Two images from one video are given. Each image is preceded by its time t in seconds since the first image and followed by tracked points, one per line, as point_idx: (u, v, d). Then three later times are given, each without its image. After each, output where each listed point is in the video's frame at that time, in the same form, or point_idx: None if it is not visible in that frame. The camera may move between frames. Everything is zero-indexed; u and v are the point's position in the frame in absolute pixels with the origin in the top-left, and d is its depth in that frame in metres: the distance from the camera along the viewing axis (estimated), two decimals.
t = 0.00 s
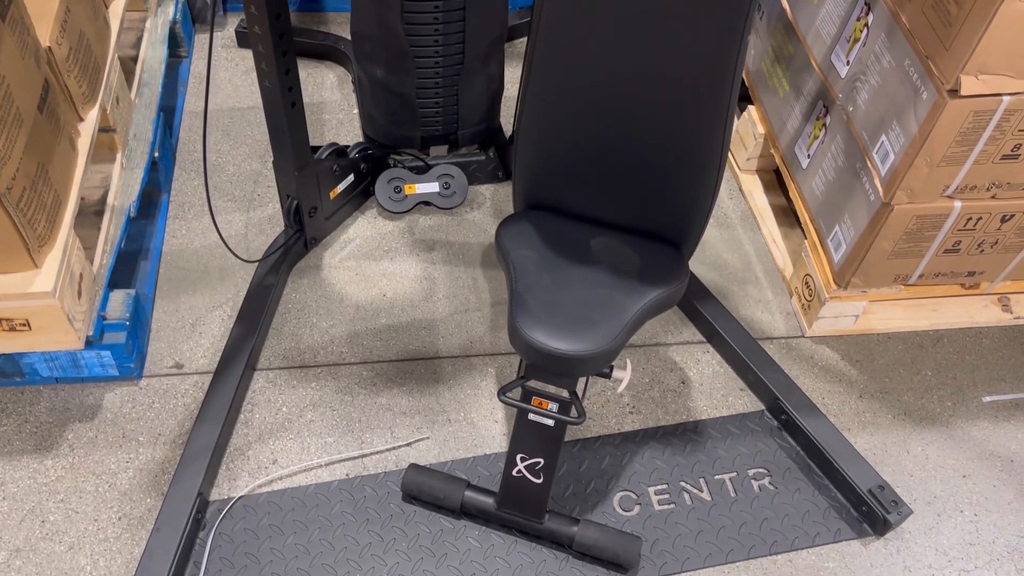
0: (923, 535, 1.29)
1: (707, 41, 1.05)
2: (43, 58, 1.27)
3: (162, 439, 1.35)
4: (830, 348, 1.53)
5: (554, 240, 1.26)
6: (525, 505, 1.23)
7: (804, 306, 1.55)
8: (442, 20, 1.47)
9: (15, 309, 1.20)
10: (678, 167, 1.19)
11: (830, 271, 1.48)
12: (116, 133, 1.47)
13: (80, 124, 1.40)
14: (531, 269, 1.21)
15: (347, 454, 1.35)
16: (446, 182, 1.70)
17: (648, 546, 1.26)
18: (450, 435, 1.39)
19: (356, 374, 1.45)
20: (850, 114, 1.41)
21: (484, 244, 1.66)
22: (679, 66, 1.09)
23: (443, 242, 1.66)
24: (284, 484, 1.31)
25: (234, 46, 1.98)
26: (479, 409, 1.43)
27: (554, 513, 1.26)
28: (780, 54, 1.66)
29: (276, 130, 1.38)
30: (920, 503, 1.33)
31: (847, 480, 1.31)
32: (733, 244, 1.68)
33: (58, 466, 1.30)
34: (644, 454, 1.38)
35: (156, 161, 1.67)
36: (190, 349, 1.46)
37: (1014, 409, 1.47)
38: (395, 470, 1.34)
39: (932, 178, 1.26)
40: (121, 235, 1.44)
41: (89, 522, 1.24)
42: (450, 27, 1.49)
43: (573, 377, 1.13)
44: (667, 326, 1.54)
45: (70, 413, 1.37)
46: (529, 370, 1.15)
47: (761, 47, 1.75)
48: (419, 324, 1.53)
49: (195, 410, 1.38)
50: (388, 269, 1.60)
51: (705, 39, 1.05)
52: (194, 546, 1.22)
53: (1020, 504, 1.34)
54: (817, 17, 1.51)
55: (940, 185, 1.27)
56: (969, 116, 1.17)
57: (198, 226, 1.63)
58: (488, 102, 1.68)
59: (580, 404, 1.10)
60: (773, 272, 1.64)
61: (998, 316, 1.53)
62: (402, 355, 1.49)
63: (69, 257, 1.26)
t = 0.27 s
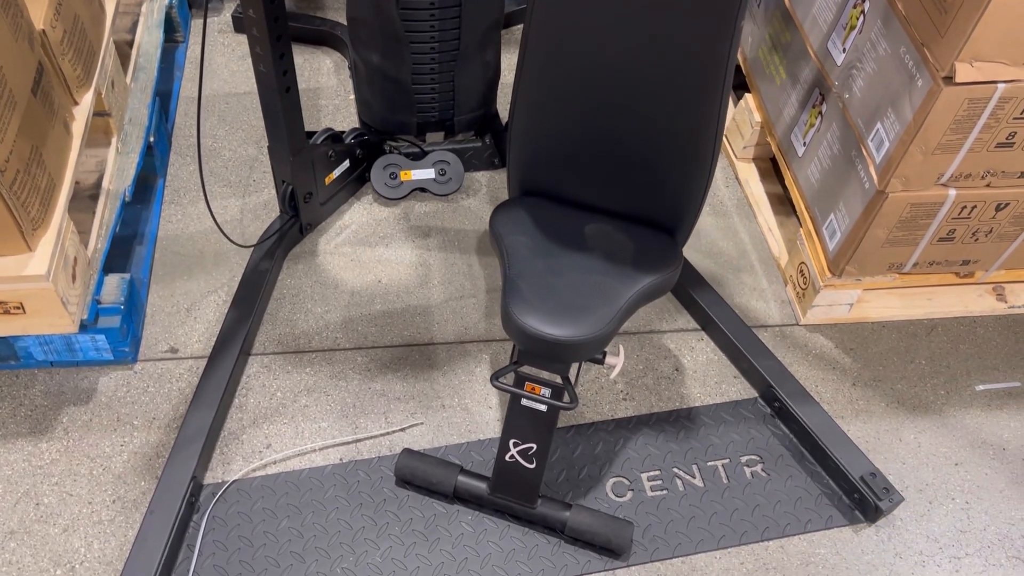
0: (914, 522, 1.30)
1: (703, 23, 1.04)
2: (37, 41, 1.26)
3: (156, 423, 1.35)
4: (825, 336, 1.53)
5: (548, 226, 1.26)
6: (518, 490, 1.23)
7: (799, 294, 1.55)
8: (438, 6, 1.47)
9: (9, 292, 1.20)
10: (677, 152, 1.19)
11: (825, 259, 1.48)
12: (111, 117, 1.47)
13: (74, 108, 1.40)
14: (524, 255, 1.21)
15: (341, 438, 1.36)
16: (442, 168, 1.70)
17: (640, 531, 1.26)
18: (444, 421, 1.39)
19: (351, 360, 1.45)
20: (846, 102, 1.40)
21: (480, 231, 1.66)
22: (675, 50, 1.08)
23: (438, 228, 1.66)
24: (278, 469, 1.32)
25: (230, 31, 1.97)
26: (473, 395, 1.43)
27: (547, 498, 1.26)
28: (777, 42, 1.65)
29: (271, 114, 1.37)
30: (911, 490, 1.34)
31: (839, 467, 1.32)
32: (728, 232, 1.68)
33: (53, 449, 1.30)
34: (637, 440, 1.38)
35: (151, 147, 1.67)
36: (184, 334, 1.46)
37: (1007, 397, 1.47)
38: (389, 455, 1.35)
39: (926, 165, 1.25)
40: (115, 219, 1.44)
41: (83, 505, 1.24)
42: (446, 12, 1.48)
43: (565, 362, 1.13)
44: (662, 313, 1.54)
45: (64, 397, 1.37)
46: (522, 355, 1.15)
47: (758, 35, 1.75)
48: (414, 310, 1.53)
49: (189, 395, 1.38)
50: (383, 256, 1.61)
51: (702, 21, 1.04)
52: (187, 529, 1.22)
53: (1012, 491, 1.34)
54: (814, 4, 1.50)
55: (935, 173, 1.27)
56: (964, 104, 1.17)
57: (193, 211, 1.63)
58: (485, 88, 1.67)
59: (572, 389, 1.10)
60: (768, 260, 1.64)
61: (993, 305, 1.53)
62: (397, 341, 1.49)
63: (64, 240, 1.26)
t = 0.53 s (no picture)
0: (906, 515, 1.30)
1: (697, 13, 1.03)
2: (30, 31, 1.26)
3: (149, 414, 1.35)
4: (818, 330, 1.53)
5: (540, 218, 1.26)
6: (509, 482, 1.23)
7: (792, 288, 1.55)
8: None
9: (2, 283, 1.20)
10: (671, 144, 1.18)
11: (818, 253, 1.48)
12: (105, 109, 1.47)
13: (68, 99, 1.40)
14: (517, 246, 1.21)
15: (334, 430, 1.36)
16: (436, 161, 1.70)
17: (631, 523, 1.26)
18: (437, 413, 1.39)
19: (344, 352, 1.46)
20: (840, 95, 1.40)
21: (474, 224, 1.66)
22: (670, 40, 1.07)
23: (433, 221, 1.66)
24: (270, 460, 1.32)
25: (226, 24, 1.97)
26: (466, 387, 1.43)
27: (539, 490, 1.26)
28: (773, 36, 1.65)
29: (265, 106, 1.37)
30: (903, 483, 1.34)
31: (830, 460, 1.32)
32: (723, 226, 1.68)
33: (46, 440, 1.31)
34: (630, 433, 1.38)
35: (146, 139, 1.67)
36: (178, 325, 1.46)
37: (1000, 391, 1.47)
38: (382, 447, 1.35)
39: (919, 159, 1.25)
40: (109, 211, 1.44)
41: (76, 496, 1.25)
42: (440, 6, 1.48)
43: (557, 353, 1.13)
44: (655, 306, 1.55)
45: (57, 387, 1.37)
46: (514, 347, 1.15)
47: (753, 29, 1.74)
48: (408, 302, 1.53)
49: (182, 386, 1.39)
50: (377, 248, 1.61)
51: (696, 11, 1.03)
52: (179, 520, 1.22)
53: (1003, 485, 1.35)
54: None
55: (928, 166, 1.27)
56: (956, 97, 1.16)
57: (187, 203, 1.63)
58: (480, 81, 1.67)
59: (564, 380, 1.10)
60: (762, 254, 1.64)
61: (986, 299, 1.54)
62: (390, 333, 1.49)
63: (56, 231, 1.26)
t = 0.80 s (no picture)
0: (898, 519, 1.30)
1: (684, 18, 1.04)
2: (21, 36, 1.26)
3: (139, 419, 1.35)
4: (810, 334, 1.53)
5: (530, 222, 1.27)
6: (499, 486, 1.23)
7: (784, 292, 1.55)
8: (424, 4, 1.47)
9: None
10: (659, 150, 1.19)
11: (809, 257, 1.48)
12: (97, 114, 1.47)
13: (59, 104, 1.40)
14: (506, 250, 1.21)
15: (325, 435, 1.36)
16: (428, 165, 1.71)
17: (622, 527, 1.26)
18: (428, 417, 1.39)
19: (335, 356, 1.45)
20: (830, 99, 1.41)
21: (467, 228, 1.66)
22: (660, 43, 1.07)
23: (425, 225, 1.67)
24: (260, 465, 1.31)
25: (220, 30, 1.98)
26: (457, 391, 1.43)
27: (529, 494, 1.26)
28: (764, 40, 1.66)
29: (255, 111, 1.38)
30: (895, 487, 1.33)
31: (822, 464, 1.32)
32: (715, 231, 1.69)
33: (35, 445, 1.30)
34: (621, 437, 1.38)
35: (138, 144, 1.67)
36: (169, 330, 1.46)
37: (991, 394, 1.47)
38: (372, 451, 1.34)
39: (908, 162, 1.26)
40: (100, 215, 1.44)
41: (64, 501, 1.24)
42: (432, 11, 1.49)
43: (545, 356, 1.13)
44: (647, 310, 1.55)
45: (47, 393, 1.37)
46: (503, 350, 1.15)
47: (745, 34, 1.75)
48: (399, 307, 1.53)
49: (173, 390, 1.38)
50: (369, 253, 1.61)
51: (681, 18, 1.04)
52: (168, 525, 1.22)
53: (995, 488, 1.34)
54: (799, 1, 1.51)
55: (917, 169, 1.27)
56: (944, 100, 1.17)
57: (179, 209, 1.63)
58: (472, 87, 1.68)
59: (553, 382, 1.10)
60: (754, 258, 1.64)
61: (977, 303, 1.55)
62: (381, 338, 1.49)
63: (46, 236, 1.26)
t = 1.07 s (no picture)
0: (888, 543, 1.29)
1: (661, 48, 1.05)
2: (7, 70, 1.27)
3: (124, 450, 1.34)
4: (798, 358, 1.53)
5: (515, 248, 1.27)
6: (486, 514, 1.22)
7: (772, 316, 1.55)
8: (410, 35, 1.49)
9: None
10: (641, 177, 1.19)
11: (795, 280, 1.48)
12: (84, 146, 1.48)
13: (46, 136, 1.41)
14: (490, 276, 1.21)
15: (311, 464, 1.35)
16: (416, 193, 1.70)
17: (611, 555, 1.25)
18: (415, 446, 1.38)
19: (322, 385, 1.45)
20: (812, 124, 1.42)
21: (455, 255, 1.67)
22: (639, 71, 1.08)
23: (413, 252, 1.67)
24: (246, 495, 1.30)
25: (209, 61, 2.00)
26: (445, 419, 1.42)
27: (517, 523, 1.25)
28: (747, 66, 1.67)
29: (241, 141, 1.38)
30: (885, 511, 1.32)
31: (811, 489, 1.31)
32: (702, 255, 1.69)
33: (19, 478, 1.29)
34: (610, 463, 1.37)
35: (126, 175, 1.68)
36: (156, 360, 1.45)
37: (981, 417, 1.46)
38: (359, 481, 1.33)
39: (889, 185, 1.27)
40: (87, 246, 1.43)
41: (47, 535, 1.23)
42: (418, 41, 1.51)
43: (529, 384, 1.12)
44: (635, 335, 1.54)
45: (32, 425, 1.36)
46: (485, 377, 1.14)
47: (729, 60, 1.77)
48: (387, 334, 1.53)
49: (158, 421, 1.38)
50: (357, 280, 1.61)
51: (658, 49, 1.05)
52: (152, 558, 1.21)
53: (986, 511, 1.33)
54: (780, 28, 1.52)
55: (899, 192, 1.28)
56: (922, 124, 1.18)
57: (168, 239, 1.64)
58: (459, 115, 1.69)
59: (539, 411, 1.11)
60: (742, 282, 1.64)
61: (966, 325, 1.54)
62: (369, 366, 1.48)
63: (31, 268, 1.26)
